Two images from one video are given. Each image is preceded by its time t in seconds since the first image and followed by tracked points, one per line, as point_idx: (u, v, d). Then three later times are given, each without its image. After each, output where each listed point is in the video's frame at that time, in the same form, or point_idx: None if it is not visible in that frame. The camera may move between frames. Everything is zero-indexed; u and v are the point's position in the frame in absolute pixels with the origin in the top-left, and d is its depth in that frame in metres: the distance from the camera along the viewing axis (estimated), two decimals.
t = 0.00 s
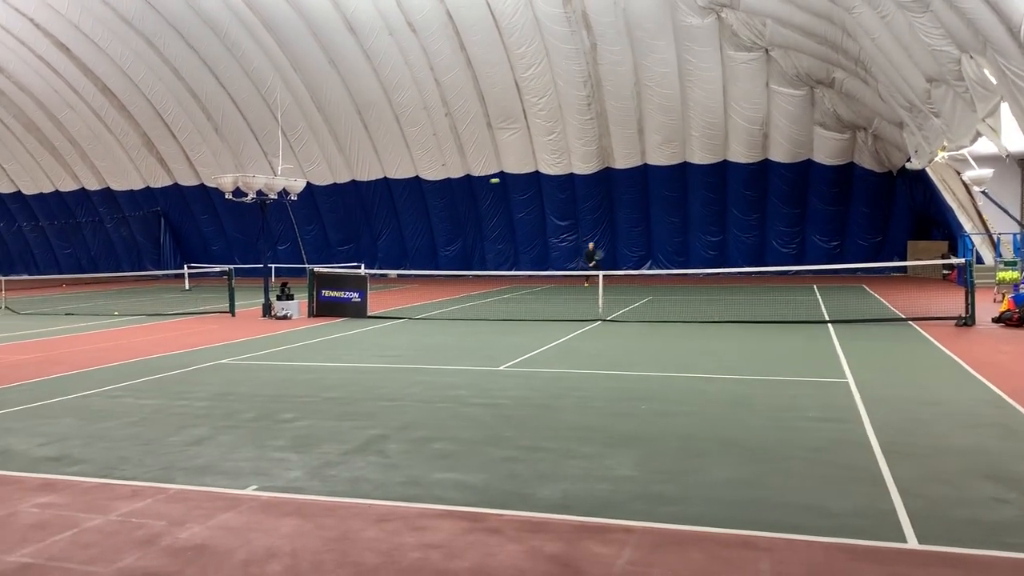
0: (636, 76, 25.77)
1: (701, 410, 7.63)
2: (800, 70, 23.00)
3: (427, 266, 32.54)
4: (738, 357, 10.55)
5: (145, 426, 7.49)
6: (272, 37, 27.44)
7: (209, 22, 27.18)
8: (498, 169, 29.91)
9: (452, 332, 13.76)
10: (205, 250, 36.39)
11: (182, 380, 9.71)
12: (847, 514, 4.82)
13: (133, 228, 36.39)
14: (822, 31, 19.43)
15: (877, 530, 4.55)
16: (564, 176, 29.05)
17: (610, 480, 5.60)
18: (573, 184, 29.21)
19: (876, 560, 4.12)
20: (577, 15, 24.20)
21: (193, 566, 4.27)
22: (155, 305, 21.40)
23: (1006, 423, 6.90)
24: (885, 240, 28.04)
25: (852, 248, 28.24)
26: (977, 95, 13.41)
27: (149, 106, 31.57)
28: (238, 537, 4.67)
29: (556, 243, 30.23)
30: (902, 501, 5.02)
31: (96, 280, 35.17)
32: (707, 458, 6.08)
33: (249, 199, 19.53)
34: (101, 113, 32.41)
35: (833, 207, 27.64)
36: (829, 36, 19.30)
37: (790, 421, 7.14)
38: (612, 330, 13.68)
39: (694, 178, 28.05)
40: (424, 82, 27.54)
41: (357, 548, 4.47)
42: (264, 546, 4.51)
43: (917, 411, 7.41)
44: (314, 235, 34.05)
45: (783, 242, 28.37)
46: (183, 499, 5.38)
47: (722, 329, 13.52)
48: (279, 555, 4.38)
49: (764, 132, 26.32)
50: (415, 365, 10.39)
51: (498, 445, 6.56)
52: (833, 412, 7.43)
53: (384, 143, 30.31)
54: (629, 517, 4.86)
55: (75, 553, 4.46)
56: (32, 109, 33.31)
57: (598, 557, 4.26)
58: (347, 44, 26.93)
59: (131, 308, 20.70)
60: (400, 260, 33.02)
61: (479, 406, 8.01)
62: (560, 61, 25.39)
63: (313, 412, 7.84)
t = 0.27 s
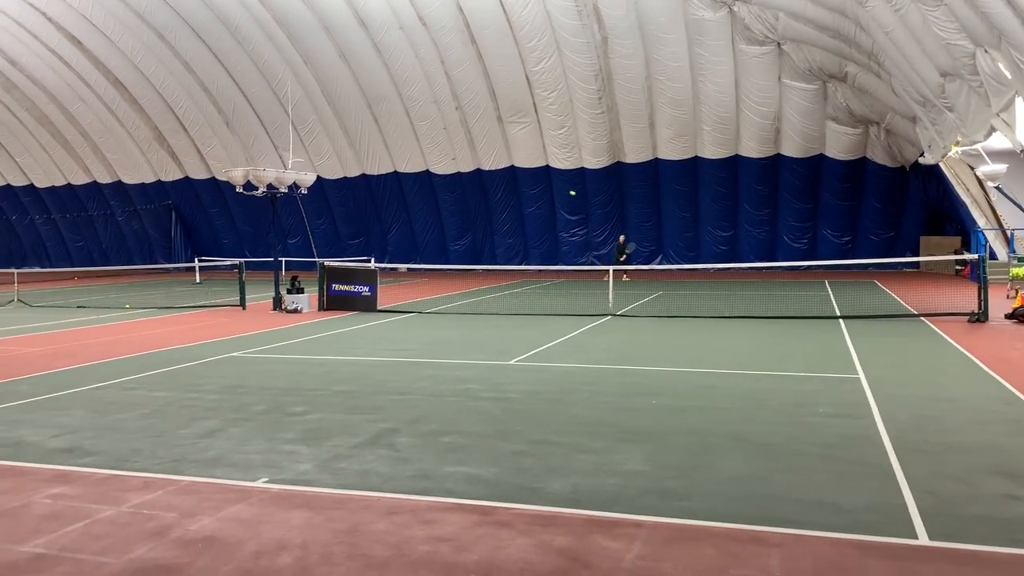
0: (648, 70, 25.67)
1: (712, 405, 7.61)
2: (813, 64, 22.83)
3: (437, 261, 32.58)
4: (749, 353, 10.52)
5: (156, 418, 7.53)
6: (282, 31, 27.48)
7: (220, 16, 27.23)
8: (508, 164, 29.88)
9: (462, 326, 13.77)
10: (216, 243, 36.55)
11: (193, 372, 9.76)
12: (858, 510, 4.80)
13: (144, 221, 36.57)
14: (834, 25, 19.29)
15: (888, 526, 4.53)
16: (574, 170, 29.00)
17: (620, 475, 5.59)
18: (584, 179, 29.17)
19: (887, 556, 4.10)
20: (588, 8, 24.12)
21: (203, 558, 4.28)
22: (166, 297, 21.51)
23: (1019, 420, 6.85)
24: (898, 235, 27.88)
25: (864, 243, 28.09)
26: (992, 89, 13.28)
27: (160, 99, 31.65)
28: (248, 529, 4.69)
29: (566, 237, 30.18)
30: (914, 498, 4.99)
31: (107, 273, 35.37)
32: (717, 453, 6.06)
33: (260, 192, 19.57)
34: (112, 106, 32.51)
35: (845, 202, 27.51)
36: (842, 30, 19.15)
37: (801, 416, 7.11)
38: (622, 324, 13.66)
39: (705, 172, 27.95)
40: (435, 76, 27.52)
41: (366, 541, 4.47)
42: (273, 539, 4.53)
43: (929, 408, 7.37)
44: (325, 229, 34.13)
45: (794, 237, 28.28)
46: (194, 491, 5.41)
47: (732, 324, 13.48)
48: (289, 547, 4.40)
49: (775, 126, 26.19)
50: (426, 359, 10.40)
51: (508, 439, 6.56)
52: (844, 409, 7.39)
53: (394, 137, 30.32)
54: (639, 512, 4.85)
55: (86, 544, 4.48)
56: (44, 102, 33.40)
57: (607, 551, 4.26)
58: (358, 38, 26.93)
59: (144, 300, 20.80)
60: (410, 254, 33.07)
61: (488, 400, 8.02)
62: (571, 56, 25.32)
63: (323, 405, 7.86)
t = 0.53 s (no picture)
0: (656, 65, 25.60)
1: (718, 402, 7.61)
2: (821, 60, 22.71)
3: (444, 255, 32.61)
4: (755, 349, 10.51)
5: (163, 410, 7.56)
6: (290, 25, 27.50)
7: (228, 9, 27.24)
8: (515, 159, 29.84)
9: (468, 320, 13.78)
10: (223, 237, 36.66)
11: (201, 365, 9.80)
12: (864, 507, 4.80)
13: (152, 215, 36.69)
14: (844, 21, 19.20)
15: (893, 524, 4.53)
16: (581, 165, 28.96)
17: (626, 470, 5.59)
18: (591, 174, 29.14)
19: (893, 553, 4.10)
20: (596, 3, 24.08)
21: (211, 550, 4.31)
22: (174, 290, 21.58)
23: None
24: (905, 232, 27.80)
25: (872, 240, 28.02)
26: (1001, 86, 13.20)
27: (167, 92, 31.69)
28: (255, 522, 4.71)
29: (572, 232, 30.19)
30: (920, 495, 4.99)
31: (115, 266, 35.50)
32: (723, 449, 6.07)
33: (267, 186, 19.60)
34: (120, 98, 32.56)
35: (853, 198, 27.42)
36: (851, 26, 19.05)
37: (807, 413, 7.10)
38: (628, 320, 13.66)
39: (713, 168, 27.89)
40: (442, 71, 27.51)
41: (373, 534, 4.49)
42: (279, 532, 4.55)
43: (936, 405, 7.35)
44: (332, 223, 34.17)
45: (801, 234, 28.24)
46: (201, 483, 5.44)
47: (739, 320, 13.46)
48: (296, 540, 4.43)
49: (783, 122, 26.10)
50: (432, 353, 10.42)
51: (514, 433, 6.58)
52: (850, 405, 7.39)
53: (401, 131, 30.32)
54: (645, 508, 4.85)
55: (95, 535, 4.52)
56: (52, 96, 33.44)
57: (612, 546, 4.27)
58: (365, 32, 26.93)
59: (151, 293, 20.87)
60: (416, 249, 33.11)
61: (494, 394, 8.03)
62: (579, 51, 25.28)
63: (330, 399, 7.88)
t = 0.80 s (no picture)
0: (664, 66, 25.57)
1: (723, 403, 7.59)
2: (830, 61, 22.62)
3: (450, 254, 32.65)
4: (761, 350, 10.49)
5: (169, 406, 7.59)
6: (299, 22, 27.56)
7: (237, 6, 27.29)
8: (522, 158, 29.82)
9: (474, 319, 13.79)
10: (231, 233, 36.79)
11: (207, 361, 9.82)
12: (869, 509, 4.79)
13: (160, 211, 36.83)
14: (853, 22, 19.13)
15: (898, 526, 4.52)
16: (588, 165, 28.93)
17: (630, 470, 5.59)
18: (598, 174, 29.11)
19: (898, 556, 4.10)
20: (605, 2, 24.08)
21: (216, 545, 4.33)
22: (181, 286, 21.65)
23: None
24: (913, 235, 27.73)
25: (879, 243, 27.95)
26: (1011, 89, 13.11)
27: (176, 89, 31.77)
28: (260, 518, 4.73)
29: (579, 232, 30.19)
30: (926, 498, 4.98)
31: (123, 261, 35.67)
32: (728, 450, 6.06)
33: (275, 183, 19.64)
34: (129, 95, 32.67)
35: (861, 201, 27.36)
36: (861, 27, 18.98)
37: (812, 415, 7.09)
38: (634, 320, 13.65)
39: (720, 169, 27.84)
40: (450, 69, 27.52)
41: (377, 531, 4.50)
42: (284, 528, 4.57)
43: (942, 408, 7.33)
44: (339, 221, 34.22)
45: (809, 235, 28.19)
46: (206, 478, 5.46)
47: (745, 321, 13.44)
48: (300, 536, 4.44)
49: (792, 123, 26.03)
50: (438, 351, 10.43)
51: (519, 432, 6.58)
52: (856, 407, 7.37)
53: (409, 129, 30.34)
54: (649, 508, 4.85)
55: (101, 529, 4.54)
56: (62, 92, 33.57)
57: (616, 546, 4.27)
58: (374, 29, 26.96)
59: (159, 289, 20.94)
60: (423, 247, 33.15)
61: (500, 393, 8.03)
62: (587, 50, 25.26)
63: (336, 396, 7.90)
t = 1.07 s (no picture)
0: (676, 69, 25.55)
1: (733, 407, 7.58)
2: (843, 66, 22.54)
3: (460, 256, 32.71)
4: (772, 355, 10.45)
5: (180, 405, 7.63)
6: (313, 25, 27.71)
7: (251, 7, 27.43)
8: (533, 160, 29.83)
9: (484, 321, 13.81)
10: (242, 233, 36.99)
11: (218, 361, 9.87)
12: (879, 516, 4.77)
13: (172, 210, 37.06)
14: (867, 28, 19.08)
15: (908, 534, 4.50)
16: (599, 168, 28.92)
17: (640, 474, 5.60)
18: (609, 177, 29.11)
19: (908, 564, 4.08)
20: (617, 6, 24.10)
21: (226, 544, 4.35)
22: (193, 286, 21.76)
23: None
24: (925, 241, 27.61)
25: (891, 248, 27.84)
26: None
27: (190, 89, 31.93)
28: (270, 517, 4.75)
29: (589, 235, 30.20)
30: (936, 505, 4.96)
31: (135, 260, 35.88)
32: (738, 455, 6.05)
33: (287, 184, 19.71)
34: (143, 94, 32.86)
35: (872, 206, 27.25)
36: (874, 33, 18.92)
37: (823, 420, 7.07)
38: (644, 324, 13.63)
39: (732, 173, 27.80)
40: (462, 72, 27.58)
41: (387, 532, 4.52)
42: (294, 527, 4.59)
43: (954, 416, 7.29)
44: (350, 222, 34.33)
45: (820, 240, 28.11)
46: (217, 477, 5.49)
47: (756, 326, 13.41)
48: (310, 536, 4.46)
49: (804, 128, 25.95)
50: (447, 353, 10.45)
51: (528, 435, 6.59)
52: (867, 413, 7.35)
53: (420, 131, 30.40)
54: (658, 511, 4.86)
55: (112, 526, 4.57)
56: (77, 91, 33.79)
57: (625, 549, 4.28)
58: (386, 31, 27.05)
59: (171, 288, 21.06)
60: (433, 249, 33.21)
61: (509, 395, 8.05)
62: (599, 53, 25.27)
63: (346, 397, 7.93)
